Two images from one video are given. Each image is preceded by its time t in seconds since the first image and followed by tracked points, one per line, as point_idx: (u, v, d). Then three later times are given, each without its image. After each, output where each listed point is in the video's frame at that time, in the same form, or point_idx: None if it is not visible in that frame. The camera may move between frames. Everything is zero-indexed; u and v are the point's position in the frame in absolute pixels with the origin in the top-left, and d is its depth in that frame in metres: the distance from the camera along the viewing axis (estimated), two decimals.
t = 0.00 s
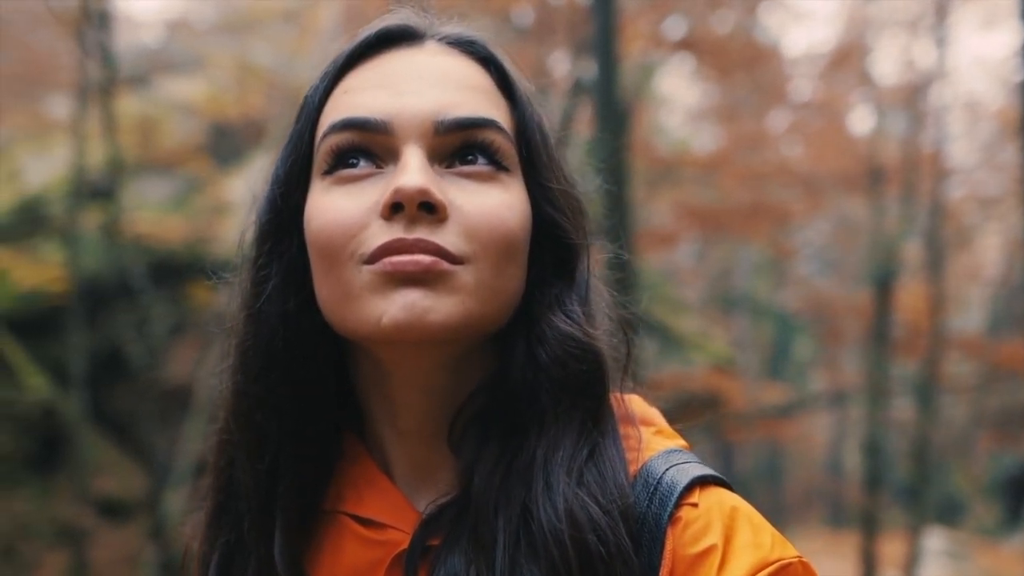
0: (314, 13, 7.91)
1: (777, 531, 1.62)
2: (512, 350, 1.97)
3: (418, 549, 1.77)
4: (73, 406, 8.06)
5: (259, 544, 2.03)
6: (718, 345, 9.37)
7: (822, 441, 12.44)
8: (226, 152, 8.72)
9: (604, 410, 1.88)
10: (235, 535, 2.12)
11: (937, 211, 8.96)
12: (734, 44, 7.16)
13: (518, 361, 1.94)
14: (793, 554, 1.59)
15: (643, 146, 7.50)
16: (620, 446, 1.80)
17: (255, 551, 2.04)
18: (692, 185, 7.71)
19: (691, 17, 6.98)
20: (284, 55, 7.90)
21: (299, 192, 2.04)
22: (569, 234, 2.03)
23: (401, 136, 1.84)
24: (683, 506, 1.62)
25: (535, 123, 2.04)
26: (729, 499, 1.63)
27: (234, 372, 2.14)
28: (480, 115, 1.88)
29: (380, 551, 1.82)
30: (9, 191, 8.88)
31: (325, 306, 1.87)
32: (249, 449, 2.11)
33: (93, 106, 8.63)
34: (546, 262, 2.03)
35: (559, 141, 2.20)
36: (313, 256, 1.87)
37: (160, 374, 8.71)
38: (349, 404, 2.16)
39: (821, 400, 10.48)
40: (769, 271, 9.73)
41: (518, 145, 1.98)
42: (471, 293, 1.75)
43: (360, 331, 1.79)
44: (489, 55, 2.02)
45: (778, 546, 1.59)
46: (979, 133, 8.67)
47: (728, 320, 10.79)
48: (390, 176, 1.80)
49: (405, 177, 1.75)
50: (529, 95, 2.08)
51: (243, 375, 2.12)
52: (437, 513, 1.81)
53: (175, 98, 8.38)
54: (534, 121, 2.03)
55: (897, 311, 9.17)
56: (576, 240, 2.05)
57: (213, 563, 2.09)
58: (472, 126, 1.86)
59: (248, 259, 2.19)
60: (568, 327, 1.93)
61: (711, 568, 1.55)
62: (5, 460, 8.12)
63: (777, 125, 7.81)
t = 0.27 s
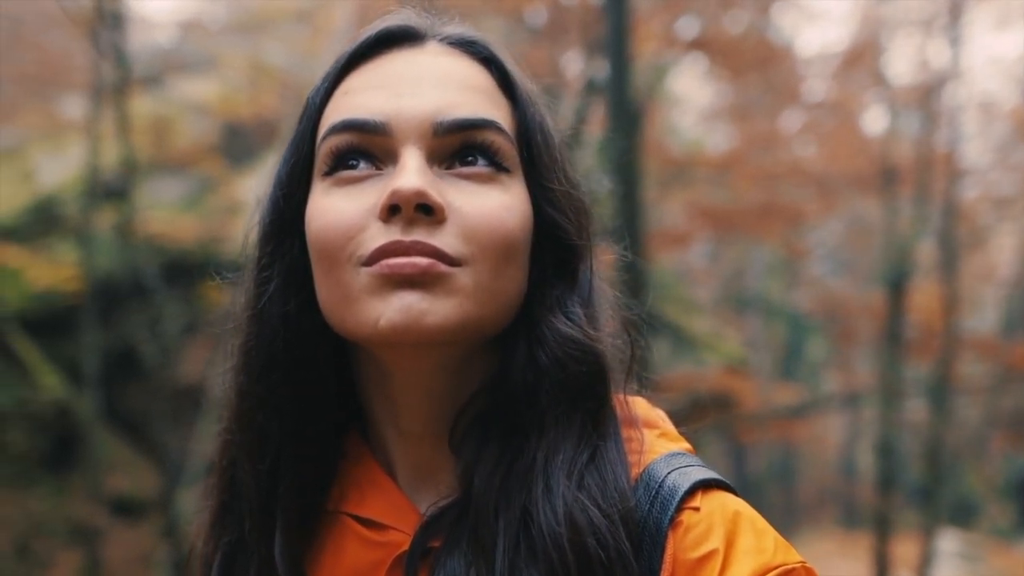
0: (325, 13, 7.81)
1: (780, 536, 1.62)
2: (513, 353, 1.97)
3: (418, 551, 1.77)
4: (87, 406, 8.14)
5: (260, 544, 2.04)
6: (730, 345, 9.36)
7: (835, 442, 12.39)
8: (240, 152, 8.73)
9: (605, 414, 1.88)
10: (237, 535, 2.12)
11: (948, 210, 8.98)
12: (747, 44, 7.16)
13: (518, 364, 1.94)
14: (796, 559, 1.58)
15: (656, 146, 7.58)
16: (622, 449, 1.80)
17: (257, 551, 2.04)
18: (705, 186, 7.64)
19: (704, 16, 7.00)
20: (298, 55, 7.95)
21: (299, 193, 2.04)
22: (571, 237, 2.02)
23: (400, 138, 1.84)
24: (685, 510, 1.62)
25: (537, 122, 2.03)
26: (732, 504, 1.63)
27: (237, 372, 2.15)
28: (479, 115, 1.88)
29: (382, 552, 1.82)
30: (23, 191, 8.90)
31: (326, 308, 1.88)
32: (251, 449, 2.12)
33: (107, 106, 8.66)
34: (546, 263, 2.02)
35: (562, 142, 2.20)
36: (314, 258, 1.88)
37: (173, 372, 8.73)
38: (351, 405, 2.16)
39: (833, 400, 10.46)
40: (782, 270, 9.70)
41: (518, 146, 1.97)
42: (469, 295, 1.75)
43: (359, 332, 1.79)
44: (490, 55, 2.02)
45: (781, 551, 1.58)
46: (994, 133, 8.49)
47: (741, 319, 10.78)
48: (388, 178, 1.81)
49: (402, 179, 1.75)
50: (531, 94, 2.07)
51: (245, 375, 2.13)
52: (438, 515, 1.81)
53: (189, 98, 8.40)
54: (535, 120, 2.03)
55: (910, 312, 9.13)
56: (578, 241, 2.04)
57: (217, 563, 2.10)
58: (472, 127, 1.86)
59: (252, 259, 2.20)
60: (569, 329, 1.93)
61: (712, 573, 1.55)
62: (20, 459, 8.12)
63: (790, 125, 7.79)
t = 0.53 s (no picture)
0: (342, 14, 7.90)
1: (784, 541, 1.60)
2: (516, 353, 1.95)
3: (420, 551, 1.77)
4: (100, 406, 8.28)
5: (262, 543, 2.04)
6: (744, 345, 9.33)
7: (850, 443, 12.33)
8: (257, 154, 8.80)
9: (609, 415, 1.85)
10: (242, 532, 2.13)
11: (964, 210, 8.86)
12: (762, 44, 7.15)
13: (521, 364, 1.92)
14: (800, 565, 1.56)
15: (670, 145, 7.68)
16: (625, 451, 1.79)
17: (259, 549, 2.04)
18: (718, 185, 7.66)
19: (719, 16, 7.02)
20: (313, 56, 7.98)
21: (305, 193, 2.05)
22: (574, 237, 2.00)
23: (401, 138, 1.83)
24: (687, 513, 1.61)
25: (541, 122, 2.00)
26: (736, 507, 1.61)
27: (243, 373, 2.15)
28: (479, 116, 1.86)
29: (384, 552, 1.81)
30: (39, 191, 8.97)
31: (328, 308, 1.88)
32: (254, 449, 2.12)
33: (122, 107, 8.69)
34: (550, 264, 1.99)
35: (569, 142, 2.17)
36: (316, 259, 1.88)
37: (187, 371, 8.81)
38: (355, 406, 2.16)
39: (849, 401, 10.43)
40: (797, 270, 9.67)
41: (521, 146, 1.95)
42: (468, 297, 1.75)
43: (359, 333, 1.79)
44: (492, 53, 2.00)
45: (785, 555, 1.56)
46: (1010, 134, 8.31)
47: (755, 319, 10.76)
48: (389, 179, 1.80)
49: (402, 180, 1.75)
50: (535, 94, 2.04)
51: (250, 375, 2.13)
52: (440, 516, 1.81)
53: (203, 98, 8.43)
54: (539, 120, 2.00)
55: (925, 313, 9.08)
56: (582, 242, 2.01)
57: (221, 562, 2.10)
58: (473, 127, 1.85)
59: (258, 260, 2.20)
60: (571, 331, 1.91)
61: None
62: (35, 459, 8.04)
63: (805, 125, 7.76)
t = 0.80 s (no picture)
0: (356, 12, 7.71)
1: (789, 545, 1.52)
2: (517, 352, 1.87)
3: (420, 551, 1.70)
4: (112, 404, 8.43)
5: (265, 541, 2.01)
6: (758, 346, 9.29)
7: (864, 445, 12.28)
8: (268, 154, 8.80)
9: (612, 416, 1.77)
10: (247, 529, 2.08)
11: (978, 209, 8.82)
12: (775, 44, 7.12)
13: (522, 363, 1.84)
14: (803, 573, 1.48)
15: (683, 144, 7.69)
16: (628, 452, 1.70)
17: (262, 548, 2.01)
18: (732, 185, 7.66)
19: (732, 15, 7.01)
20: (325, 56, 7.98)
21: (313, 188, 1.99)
22: (574, 237, 1.90)
23: (400, 138, 1.78)
24: (689, 515, 1.52)
25: (543, 120, 1.92)
26: (739, 510, 1.53)
27: (248, 371, 2.09)
28: (480, 116, 1.80)
29: (386, 552, 1.76)
30: (55, 190, 9.07)
31: (330, 307, 1.82)
32: (258, 448, 2.07)
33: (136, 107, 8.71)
34: (551, 264, 1.91)
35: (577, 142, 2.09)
36: (317, 258, 1.83)
37: (199, 370, 8.84)
38: (357, 405, 2.09)
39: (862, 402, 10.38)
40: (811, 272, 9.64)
41: (522, 145, 1.87)
42: (467, 297, 1.69)
43: (359, 334, 1.74)
44: (496, 53, 1.93)
45: (788, 560, 1.49)
46: None
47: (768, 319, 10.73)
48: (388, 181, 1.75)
49: (399, 180, 1.70)
50: (540, 92, 1.97)
51: (252, 375, 2.07)
52: (442, 515, 1.74)
53: (217, 98, 8.46)
54: (541, 118, 1.92)
55: (939, 314, 9.03)
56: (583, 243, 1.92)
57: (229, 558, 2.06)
58: (474, 127, 1.78)
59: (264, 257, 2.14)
60: (573, 331, 1.82)
61: None
62: (48, 458, 7.84)
63: (819, 125, 7.74)
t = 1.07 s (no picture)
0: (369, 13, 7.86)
1: (793, 548, 1.48)
2: (520, 351, 1.81)
3: (423, 549, 1.65)
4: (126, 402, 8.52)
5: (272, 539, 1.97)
6: (772, 346, 9.25)
7: (879, 446, 12.22)
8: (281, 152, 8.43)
9: (614, 418, 1.71)
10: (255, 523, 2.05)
11: (994, 210, 8.76)
12: (789, 44, 7.10)
13: (524, 361, 1.78)
14: None
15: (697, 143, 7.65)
16: (631, 454, 1.64)
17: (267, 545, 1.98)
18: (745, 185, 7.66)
19: (747, 15, 7.02)
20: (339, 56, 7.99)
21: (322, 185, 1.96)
22: (577, 238, 1.82)
23: (400, 137, 1.71)
24: (692, 516, 1.47)
25: (546, 117, 1.84)
26: (742, 511, 1.49)
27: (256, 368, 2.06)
28: (482, 114, 1.73)
29: (390, 549, 1.72)
30: (69, 189, 9.13)
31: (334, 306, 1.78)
32: (264, 445, 2.04)
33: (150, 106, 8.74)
34: (554, 262, 1.83)
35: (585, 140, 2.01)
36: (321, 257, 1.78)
37: (212, 368, 8.89)
38: (362, 405, 2.05)
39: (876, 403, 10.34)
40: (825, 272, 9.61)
41: (523, 142, 1.79)
42: (468, 297, 1.63)
43: (361, 334, 1.69)
44: (499, 51, 1.85)
45: (792, 561, 1.45)
46: None
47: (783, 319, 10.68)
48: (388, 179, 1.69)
49: (398, 180, 1.64)
50: (545, 89, 1.89)
51: (261, 373, 2.05)
52: (444, 514, 1.69)
53: (231, 98, 8.50)
54: (544, 113, 1.84)
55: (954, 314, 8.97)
56: (586, 242, 1.84)
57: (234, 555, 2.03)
58: (475, 125, 1.72)
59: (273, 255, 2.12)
60: (576, 331, 1.75)
61: None
62: (62, 455, 7.94)
63: (833, 124, 7.71)
